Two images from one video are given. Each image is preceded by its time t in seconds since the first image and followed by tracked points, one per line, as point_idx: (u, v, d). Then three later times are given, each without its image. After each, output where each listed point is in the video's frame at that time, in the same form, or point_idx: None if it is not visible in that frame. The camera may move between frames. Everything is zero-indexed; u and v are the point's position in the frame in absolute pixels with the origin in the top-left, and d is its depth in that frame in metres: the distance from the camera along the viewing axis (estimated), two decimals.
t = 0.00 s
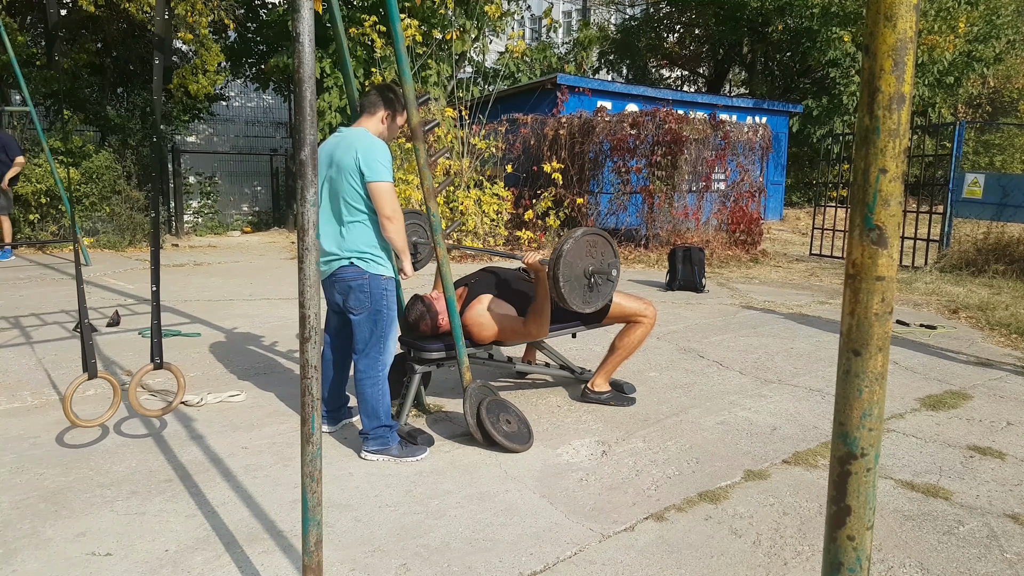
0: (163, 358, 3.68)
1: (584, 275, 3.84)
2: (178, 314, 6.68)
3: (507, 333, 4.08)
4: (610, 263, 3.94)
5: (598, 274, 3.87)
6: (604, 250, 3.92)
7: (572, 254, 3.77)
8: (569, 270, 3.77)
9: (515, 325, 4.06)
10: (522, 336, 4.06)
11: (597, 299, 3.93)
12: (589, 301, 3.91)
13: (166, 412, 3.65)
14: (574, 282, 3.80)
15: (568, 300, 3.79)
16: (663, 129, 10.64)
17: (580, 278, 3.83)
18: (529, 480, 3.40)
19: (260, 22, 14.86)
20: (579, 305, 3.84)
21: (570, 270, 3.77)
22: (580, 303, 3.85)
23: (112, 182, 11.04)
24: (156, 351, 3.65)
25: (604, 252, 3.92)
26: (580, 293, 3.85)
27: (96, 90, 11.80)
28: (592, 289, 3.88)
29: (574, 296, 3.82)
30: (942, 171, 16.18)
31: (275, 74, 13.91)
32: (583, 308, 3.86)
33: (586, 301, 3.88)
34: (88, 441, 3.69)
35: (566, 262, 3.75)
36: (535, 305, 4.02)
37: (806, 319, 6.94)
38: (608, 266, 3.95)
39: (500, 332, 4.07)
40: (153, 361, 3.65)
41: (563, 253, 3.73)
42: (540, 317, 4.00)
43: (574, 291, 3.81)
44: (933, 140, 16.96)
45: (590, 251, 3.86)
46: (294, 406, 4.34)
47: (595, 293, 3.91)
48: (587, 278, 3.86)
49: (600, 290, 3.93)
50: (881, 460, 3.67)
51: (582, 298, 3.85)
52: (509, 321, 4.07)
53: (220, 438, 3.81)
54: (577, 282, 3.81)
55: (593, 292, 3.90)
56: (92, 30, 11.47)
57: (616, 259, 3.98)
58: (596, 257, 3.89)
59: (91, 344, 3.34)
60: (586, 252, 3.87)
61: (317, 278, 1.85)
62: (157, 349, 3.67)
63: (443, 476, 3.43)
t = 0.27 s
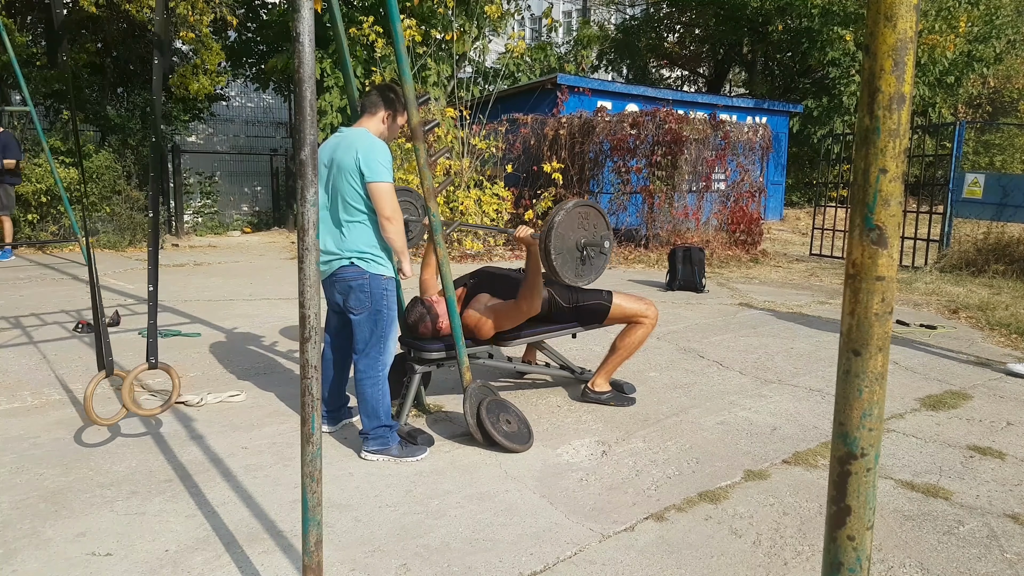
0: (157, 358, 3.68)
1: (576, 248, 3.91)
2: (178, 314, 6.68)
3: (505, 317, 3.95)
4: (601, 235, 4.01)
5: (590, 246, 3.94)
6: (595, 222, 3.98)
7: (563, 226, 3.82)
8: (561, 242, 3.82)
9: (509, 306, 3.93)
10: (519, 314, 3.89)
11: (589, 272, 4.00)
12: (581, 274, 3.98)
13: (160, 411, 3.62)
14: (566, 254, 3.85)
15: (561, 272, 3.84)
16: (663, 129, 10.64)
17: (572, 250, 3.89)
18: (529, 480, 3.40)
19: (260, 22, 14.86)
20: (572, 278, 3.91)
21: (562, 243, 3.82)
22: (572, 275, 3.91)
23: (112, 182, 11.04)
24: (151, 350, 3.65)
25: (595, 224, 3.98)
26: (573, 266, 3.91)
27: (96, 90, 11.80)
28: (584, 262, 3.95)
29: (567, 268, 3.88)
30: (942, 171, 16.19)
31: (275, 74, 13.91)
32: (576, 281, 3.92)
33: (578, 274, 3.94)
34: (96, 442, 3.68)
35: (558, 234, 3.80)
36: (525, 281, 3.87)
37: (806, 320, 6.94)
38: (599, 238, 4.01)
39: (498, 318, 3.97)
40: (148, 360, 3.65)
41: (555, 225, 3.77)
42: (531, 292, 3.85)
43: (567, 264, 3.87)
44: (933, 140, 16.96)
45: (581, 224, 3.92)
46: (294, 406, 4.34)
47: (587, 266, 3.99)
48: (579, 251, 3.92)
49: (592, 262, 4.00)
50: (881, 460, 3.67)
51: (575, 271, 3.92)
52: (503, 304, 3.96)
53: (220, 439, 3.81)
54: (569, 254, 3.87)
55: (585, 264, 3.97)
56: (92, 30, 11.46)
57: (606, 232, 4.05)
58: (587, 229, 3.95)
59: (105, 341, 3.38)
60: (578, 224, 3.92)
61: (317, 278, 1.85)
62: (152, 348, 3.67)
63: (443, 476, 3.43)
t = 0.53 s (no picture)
0: (157, 356, 3.69)
1: (568, 231, 3.84)
2: (178, 315, 6.68)
3: (502, 307, 3.96)
4: (593, 219, 3.96)
5: (582, 230, 3.88)
6: (587, 205, 3.93)
7: (555, 209, 3.76)
8: (553, 225, 3.76)
9: (503, 295, 3.94)
10: (514, 301, 3.89)
11: (581, 257, 3.92)
12: (573, 258, 3.90)
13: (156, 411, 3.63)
14: (558, 238, 3.78)
15: (552, 256, 3.76)
16: (663, 129, 10.64)
17: (564, 233, 3.82)
18: (529, 480, 3.40)
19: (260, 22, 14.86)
20: (564, 262, 3.83)
21: (554, 225, 3.75)
22: (565, 259, 3.83)
23: (112, 182, 11.04)
24: (150, 350, 3.65)
25: (587, 208, 3.93)
26: (565, 249, 3.83)
27: (96, 90, 11.80)
28: (577, 246, 3.88)
29: (559, 252, 3.80)
30: (942, 171, 16.21)
31: (275, 74, 13.89)
32: (568, 265, 3.84)
33: (570, 258, 3.86)
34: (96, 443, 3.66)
35: (550, 217, 3.72)
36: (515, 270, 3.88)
37: (806, 319, 6.94)
38: (591, 222, 3.95)
39: (495, 311, 3.98)
40: (148, 359, 3.64)
41: (547, 207, 3.70)
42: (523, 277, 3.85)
43: (559, 247, 3.80)
44: (933, 140, 16.97)
45: (572, 206, 3.86)
46: (294, 406, 4.34)
47: (579, 250, 3.91)
48: (572, 234, 3.86)
49: (584, 247, 3.93)
50: (881, 460, 3.67)
51: (567, 255, 3.84)
52: (499, 296, 3.98)
53: (220, 439, 3.81)
54: (561, 238, 3.80)
55: (577, 248, 3.90)
56: (92, 30, 11.44)
57: (598, 215, 3.99)
58: (578, 213, 3.90)
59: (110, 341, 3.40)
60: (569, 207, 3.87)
61: (318, 278, 1.85)
62: (152, 347, 3.66)
63: (443, 476, 3.43)
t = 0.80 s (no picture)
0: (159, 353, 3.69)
1: (563, 211, 3.85)
2: (178, 314, 6.69)
3: (495, 294, 3.91)
4: (588, 197, 3.95)
5: (577, 209, 3.88)
6: (582, 184, 3.91)
7: (550, 189, 3.75)
8: (547, 206, 3.76)
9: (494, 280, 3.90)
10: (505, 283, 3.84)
11: (577, 235, 3.94)
12: (569, 237, 3.92)
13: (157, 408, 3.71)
14: (553, 218, 3.79)
15: (548, 237, 3.78)
16: (663, 129, 10.64)
17: (559, 214, 3.83)
18: (529, 480, 3.40)
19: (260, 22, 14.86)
20: (559, 243, 3.86)
21: (548, 207, 3.75)
22: (560, 240, 3.86)
23: (112, 182, 11.04)
24: (153, 347, 3.66)
25: (582, 186, 3.91)
26: (560, 230, 3.85)
27: (96, 90, 11.80)
28: (572, 226, 3.89)
29: (554, 233, 3.82)
30: (942, 171, 16.22)
31: (275, 74, 13.89)
32: (565, 245, 3.87)
33: (566, 238, 3.89)
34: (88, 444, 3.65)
35: (544, 198, 3.72)
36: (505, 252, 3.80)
37: (806, 319, 6.95)
38: (586, 200, 3.95)
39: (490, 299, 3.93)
40: (150, 356, 3.65)
41: (541, 189, 3.69)
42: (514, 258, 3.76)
43: (554, 228, 3.81)
44: (934, 140, 16.99)
45: (567, 185, 3.84)
46: (294, 406, 4.34)
47: (575, 229, 3.93)
48: (567, 214, 3.87)
49: (579, 225, 3.94)
50: (882, 460, 3.67)
51: (562, 235, 3.86)
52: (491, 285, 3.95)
53: (220, 438, 3.81)
54: (556, 219, 3.81)
55: (573, 227, 3.92)
56: (92, 30, 11.43)
57: (593, 193, 3.98)
58: (573, 192, 3.88)
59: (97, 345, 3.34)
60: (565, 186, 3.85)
61: (317, 278, 1.85)
62: (154, 345, 3.67)
63: (443, 476, 3.43)
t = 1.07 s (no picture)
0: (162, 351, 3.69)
1: (564, 207, 3.85)
2: (178, 314, 6.69)
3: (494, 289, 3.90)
4: (588, 191, 3.94)
5: (578, 204, 3.88)
6: (581, 178, 3.90)
7: (550, 186, 3.74)
8: (549, 203, 3.75)
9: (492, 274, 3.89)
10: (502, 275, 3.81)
11: (578, 229, 3.95)
12: (571, 232, 3.92)
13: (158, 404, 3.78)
14: (554, 214, 3.79)
15: (550, 234, 3.79)
16: (663, 129, 10.64)
17: (560, 210, 3.83)
18: (530, 481, 3.40)
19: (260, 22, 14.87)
20: (562, 239, 3.87)
21: (550, 204, 3.76)
22: (562, 236, 3.87)
23: (112, 182, 11.04)
24: (156, 345, 3.65)
25: (581, 180, 3.91)
26: (562, 226, 3.86)
27: (96, 90, 11.80)
28: (573, 220, 3.90)
29: (556, 229, 3.82)
30: (942, 171, 16.21)
31: (275, 74, 13.88)
32: (568, 241, 3.87)
33: (568, 233, 3.89)
34: (99, 442, 3.68)
35: (545, 195, 3.71)
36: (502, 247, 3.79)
37: (806, 320, 6.95)
38: (586, 194, 3.95)
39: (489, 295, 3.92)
40: (153, 354, 3.66)
41: (542, 186, 3.69)
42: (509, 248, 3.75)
43: (555, 224, 3.81)
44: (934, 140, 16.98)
45: (566, 181, 3.84)
46: (294, 406, 4.34)
47: (576, 224, 3.94)
48: (568, 210, 3.87)
49: (580, 219, 3.95)
50: (882, 460, 3.67)
51: (565, 231, 3.86)
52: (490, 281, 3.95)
53: (220, 439, 3.81)
54: (558, 215, 3.81)
55: (575, 222, 3.93)
56: (92, 30, 11.42)
57: (593, 186, 3.97)
58: (574, 187, 3.88)
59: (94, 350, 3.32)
60: (565, 182, 3.85)
61: (318, 278, 1.85)
62: (158, 343, 3.67)
63: (443, 476, 3.43)
